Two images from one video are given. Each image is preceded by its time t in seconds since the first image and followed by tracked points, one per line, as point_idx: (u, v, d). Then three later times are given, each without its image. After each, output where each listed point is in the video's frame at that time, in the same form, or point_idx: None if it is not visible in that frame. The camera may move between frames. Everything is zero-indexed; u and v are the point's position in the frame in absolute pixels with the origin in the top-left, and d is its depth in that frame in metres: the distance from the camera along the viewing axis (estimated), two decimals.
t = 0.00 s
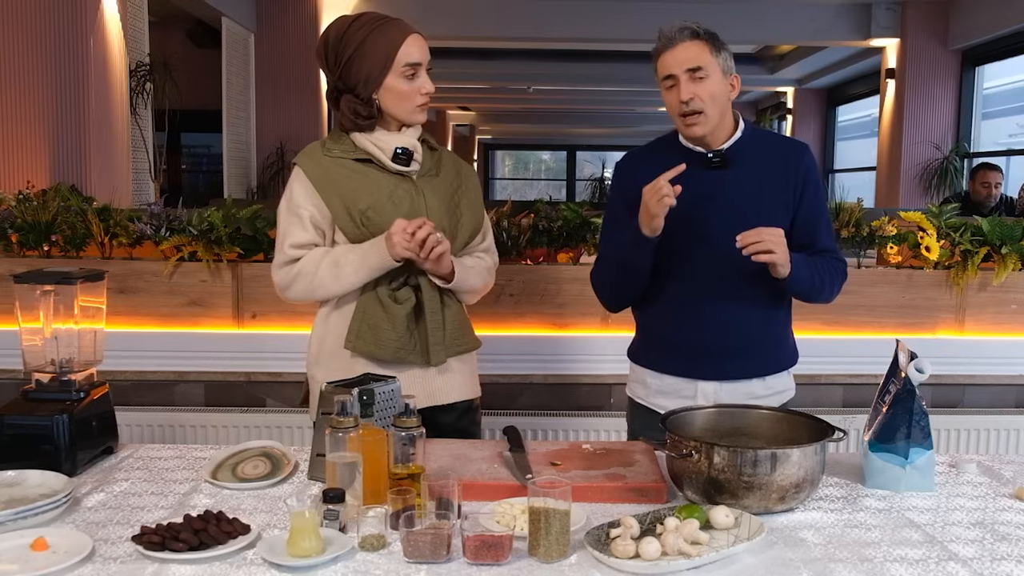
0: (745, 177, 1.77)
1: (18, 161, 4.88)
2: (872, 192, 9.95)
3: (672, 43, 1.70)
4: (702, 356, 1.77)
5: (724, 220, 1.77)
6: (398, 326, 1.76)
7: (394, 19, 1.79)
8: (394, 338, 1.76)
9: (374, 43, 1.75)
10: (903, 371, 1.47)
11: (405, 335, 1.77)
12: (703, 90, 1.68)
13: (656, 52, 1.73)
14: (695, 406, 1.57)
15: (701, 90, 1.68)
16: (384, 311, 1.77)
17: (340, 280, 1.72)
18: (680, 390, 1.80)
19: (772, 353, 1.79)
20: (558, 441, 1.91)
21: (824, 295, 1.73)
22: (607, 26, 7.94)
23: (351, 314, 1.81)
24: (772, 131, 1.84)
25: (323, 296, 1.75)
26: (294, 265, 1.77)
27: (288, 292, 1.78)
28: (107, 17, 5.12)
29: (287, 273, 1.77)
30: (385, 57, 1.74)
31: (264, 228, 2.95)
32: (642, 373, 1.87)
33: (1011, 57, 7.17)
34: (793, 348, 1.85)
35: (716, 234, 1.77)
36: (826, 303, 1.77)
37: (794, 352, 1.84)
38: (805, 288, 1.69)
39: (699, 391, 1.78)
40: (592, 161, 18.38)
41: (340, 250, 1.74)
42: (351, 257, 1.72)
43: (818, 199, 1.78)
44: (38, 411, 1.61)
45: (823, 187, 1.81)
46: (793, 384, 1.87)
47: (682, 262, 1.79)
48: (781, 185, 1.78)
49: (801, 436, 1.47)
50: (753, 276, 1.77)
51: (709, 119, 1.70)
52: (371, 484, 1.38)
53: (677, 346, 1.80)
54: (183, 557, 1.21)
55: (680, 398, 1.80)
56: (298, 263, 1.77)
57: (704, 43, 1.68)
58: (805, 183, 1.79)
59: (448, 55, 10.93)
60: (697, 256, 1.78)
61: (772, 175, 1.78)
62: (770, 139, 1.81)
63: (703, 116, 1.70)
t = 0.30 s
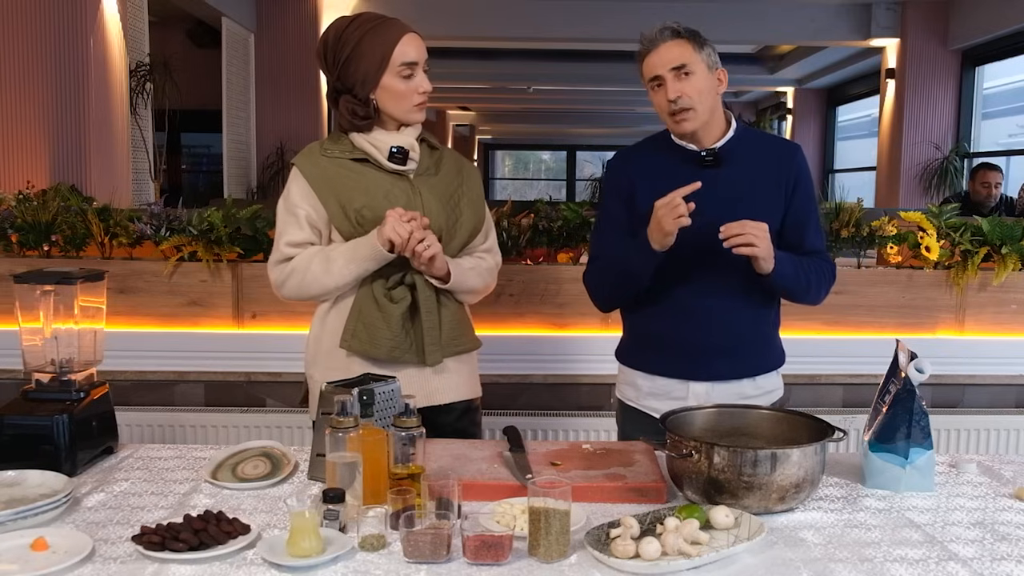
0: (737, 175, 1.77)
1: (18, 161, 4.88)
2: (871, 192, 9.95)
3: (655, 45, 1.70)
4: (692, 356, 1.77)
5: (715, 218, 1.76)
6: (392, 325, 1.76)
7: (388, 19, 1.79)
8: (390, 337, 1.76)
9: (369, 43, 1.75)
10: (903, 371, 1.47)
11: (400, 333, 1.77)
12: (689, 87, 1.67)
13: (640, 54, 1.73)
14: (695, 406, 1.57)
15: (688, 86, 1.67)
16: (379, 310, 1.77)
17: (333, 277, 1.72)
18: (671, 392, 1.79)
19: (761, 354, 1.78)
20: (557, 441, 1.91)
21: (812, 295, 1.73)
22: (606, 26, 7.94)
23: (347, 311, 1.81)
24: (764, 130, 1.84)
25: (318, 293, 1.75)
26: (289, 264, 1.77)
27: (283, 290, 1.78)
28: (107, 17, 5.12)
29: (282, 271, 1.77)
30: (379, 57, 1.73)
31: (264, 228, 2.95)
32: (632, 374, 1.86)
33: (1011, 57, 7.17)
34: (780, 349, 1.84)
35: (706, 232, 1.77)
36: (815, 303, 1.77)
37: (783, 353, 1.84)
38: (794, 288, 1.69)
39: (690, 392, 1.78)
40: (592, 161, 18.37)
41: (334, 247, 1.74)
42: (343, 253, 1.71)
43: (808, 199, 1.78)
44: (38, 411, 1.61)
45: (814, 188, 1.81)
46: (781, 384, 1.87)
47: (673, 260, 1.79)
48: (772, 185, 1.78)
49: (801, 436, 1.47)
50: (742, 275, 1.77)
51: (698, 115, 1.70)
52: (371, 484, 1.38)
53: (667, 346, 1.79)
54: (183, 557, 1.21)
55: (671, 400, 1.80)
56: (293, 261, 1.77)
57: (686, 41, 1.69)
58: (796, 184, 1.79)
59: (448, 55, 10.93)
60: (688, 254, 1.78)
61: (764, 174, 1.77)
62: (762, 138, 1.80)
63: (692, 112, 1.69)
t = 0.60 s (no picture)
0: (733, 176, 1.77)
1: (18, 161, 4.87)
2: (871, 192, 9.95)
3: (660, 42, 1.69)
4: (684, 358, 1.76)
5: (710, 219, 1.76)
6: (392, 325, 1.76)
7: (388, 19, 1.79)
8: (389, 337, 1.76)
9: (368, 43, 1.75)
10: (903, 371, 1.47)
11: (399, 333, 1.77)
12: (694, 87, 1.67)
13: (643, 52, 1.72)
14: (695, 406, 1.57)
15: (691, 86, 1.67)
16: (379, 310, 1.77)
17: (333, 278, 1.72)
18: (662, 392, 1.79)
19: (753, 356, 1.79)
20: (556, 441, 1.91)
21: (805, 297, 1.73)
22: (606, 26, 7.94)
23: (347, 312, 1.81)
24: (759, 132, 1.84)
25: (318, 294, 1.75)
26: (289, 264, 1.77)
27: (283, 290, 1.78)
28: (106, 17, 5.12)
29: (282, 271, 1.77)
30: (378, 57, 1.73)
31: (264, 228, 2.96)
32: (622, 375, 1.85)
33: (1011, 57, 7.17)
34: (770, 350, 1.84)
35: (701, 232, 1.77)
36: (808, 306, 1.78)
37: (772, 354, 1.84)
38: (788, 290, 1.70)
39: (681, 392, 1.78)
40: (592, 161, 18.37)
41: (334, 248, 1.74)
42: (344, 254, 1.72)
43: (802, 201, 1.78)
44: (38, 411, 1.61)
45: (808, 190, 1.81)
46: (772, 385, 1.87)
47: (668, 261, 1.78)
48: (767, 185, 1.78)
49: (801, 436, 1.47)
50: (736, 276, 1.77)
51: (700, 115, 1.69)
52: (371, 484, 1.38)
53: (659, 347, 1.78)
54: (183, 557, 1.21)
55: (662, 401, 1.80)
56: (293, 262, 1.77)
57: (691, 40, 1.68)
58: (790, 186, 1.79)
59: (448, 55, 10.93)
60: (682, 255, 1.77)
61: (759, 175, 1.78)
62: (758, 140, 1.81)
63: (694, 111, 1.69)
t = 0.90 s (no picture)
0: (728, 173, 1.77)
1: (18, 161, 4.87)
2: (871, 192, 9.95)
3: (656, 47, 1.67)
4: (683, 356, 1.76)
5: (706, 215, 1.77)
6: (398, 325, 1.76)
7: (388, 19, 1.79)
8: (395, 337, 1.76)
9: (370, 42, 1.75)
10: (903, 371, 1.47)
11: (406, 334, 1.77)
12: (690, 94, 1.67)
13: (639, 55, 1.70)
14: (695, 406, 1.57)
15: (688, 93, 1.67)
16: (385, 311, 1.77)
17: (340, 280, 1.72)
18: (659, 392, 1.79)
19: (752, 354, 1.79)
20: (555, 441, 1.91)
21: (804, 291, 1.74)
22: (606, 26, 7.93)
23: (351, 314, 1.81)
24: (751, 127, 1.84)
25: (324, 295, 1.75)
26: (293, 264, 1.77)
27: (287, 291, 1.78)
28: (107, 17, 5.12)
29: (287, 272, 1.77)
30: (378, 56, 1.73)
31: (264, 228, 2.96)
32: (620, 375, 1.85)
33: (1011, 57, 7.17)
34: (768, 348, 1.85)
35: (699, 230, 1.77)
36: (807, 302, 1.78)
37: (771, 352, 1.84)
38: (787, 284, 1.70)
39: (677, 392, 1.78)
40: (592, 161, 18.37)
41: (341, 251, 1.74)
42: (352, 258, 1.72)
43: (797, 194, 1.79)
44: (38, 411, 1.61)
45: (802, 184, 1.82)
46: (768, 384, 1.87)
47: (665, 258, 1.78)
48: (762, 180, 1.78)
49: (801, 436, 1.47)
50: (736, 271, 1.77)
51: (696, 121, 1.69)
52: (371, 484, 1.38)
53: (659, 347, 1.78)
54: (183, 557, 1.21)
55: (659, 400, 1.80)
56: (298, 262, 1.77)
57: (687, 46, 1.66)
58: (784, 181, 1.79)
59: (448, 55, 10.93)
60: (683, 254, 1.77)
61: (754, 171, 1.78)
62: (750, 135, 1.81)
63: (690, 118, 1.69)
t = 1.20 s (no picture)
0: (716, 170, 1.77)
1: (18, 161, 4.87)
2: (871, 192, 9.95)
3: (642, 54, 1.65)
4: (686, 358, 1.76)
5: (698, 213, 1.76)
6: (403, 325, 1.76)
7: (393, 18, 1.79)
8: (400, 337, 1.76)
9: (372, 42, 1.75)
10: (903, 371, 1.47)
11: (411, 334, 1.77)
12: (675, 103, 1.66)
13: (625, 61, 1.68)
14: (695, 406, 1.57)
15: (673, 103, 1.66)
16: (390, 311, 1.77)
17: (344, 281, 1.72)
18: (665, 392, 1.79)
19: (755, 351, 1.78)
20: (556, 441, 1.91)
21: (803, 282, 1.74)
22: (606, 26, 7.93)
23: (354, 316, 1.81)
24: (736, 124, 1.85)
25: (327, 297, 1.75)
26: (295, 265, 1.77)
27: (288, 291, 1.78)
28: (106, 17, 5.12)
29: (288, 272, 1.77)
30: (381, 56, 1.73)
31: (264, 228, 2.96)
32: (626, 376, 1.85)
33: (1011, 57, 7.17)
34: (773, 344, 1.84)
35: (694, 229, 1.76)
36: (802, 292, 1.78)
37: (776, 348, 1.84)
38: (782, 276, 1.70)
39: (684, 391, 1.78)
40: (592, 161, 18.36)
41: (344, 254, 1.74)
42: (356, 261, 1.72)
43: (789, 186, 1.79)
44: (38, 411, 1.61)
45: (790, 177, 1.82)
46: (778, 380, 1.87)
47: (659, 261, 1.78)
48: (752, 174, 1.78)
49: (801, 436, 1.47)
50: (733, 268, 1.77)
51: (679, 130, 1.70)
52: (371, 484, 1.38)
53: (661, 349, 1.78)
54: (183, 557, 1.21)
55: (665, 400, 1.80)
56: (299, 263, 1.77)
57: (674, 54, 1.65)
58: (773, 174, 1.79)
59: (448, 55, 10.93)
60: (677, 255, 1.77)
61: (742, 165, 1.78)
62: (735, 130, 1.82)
63: (674, 127, 1.69)
